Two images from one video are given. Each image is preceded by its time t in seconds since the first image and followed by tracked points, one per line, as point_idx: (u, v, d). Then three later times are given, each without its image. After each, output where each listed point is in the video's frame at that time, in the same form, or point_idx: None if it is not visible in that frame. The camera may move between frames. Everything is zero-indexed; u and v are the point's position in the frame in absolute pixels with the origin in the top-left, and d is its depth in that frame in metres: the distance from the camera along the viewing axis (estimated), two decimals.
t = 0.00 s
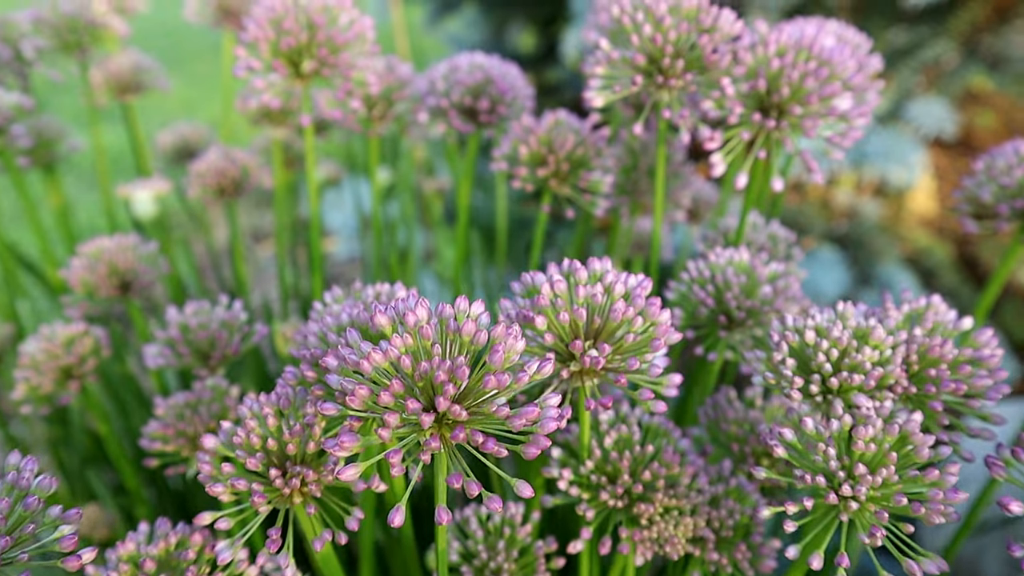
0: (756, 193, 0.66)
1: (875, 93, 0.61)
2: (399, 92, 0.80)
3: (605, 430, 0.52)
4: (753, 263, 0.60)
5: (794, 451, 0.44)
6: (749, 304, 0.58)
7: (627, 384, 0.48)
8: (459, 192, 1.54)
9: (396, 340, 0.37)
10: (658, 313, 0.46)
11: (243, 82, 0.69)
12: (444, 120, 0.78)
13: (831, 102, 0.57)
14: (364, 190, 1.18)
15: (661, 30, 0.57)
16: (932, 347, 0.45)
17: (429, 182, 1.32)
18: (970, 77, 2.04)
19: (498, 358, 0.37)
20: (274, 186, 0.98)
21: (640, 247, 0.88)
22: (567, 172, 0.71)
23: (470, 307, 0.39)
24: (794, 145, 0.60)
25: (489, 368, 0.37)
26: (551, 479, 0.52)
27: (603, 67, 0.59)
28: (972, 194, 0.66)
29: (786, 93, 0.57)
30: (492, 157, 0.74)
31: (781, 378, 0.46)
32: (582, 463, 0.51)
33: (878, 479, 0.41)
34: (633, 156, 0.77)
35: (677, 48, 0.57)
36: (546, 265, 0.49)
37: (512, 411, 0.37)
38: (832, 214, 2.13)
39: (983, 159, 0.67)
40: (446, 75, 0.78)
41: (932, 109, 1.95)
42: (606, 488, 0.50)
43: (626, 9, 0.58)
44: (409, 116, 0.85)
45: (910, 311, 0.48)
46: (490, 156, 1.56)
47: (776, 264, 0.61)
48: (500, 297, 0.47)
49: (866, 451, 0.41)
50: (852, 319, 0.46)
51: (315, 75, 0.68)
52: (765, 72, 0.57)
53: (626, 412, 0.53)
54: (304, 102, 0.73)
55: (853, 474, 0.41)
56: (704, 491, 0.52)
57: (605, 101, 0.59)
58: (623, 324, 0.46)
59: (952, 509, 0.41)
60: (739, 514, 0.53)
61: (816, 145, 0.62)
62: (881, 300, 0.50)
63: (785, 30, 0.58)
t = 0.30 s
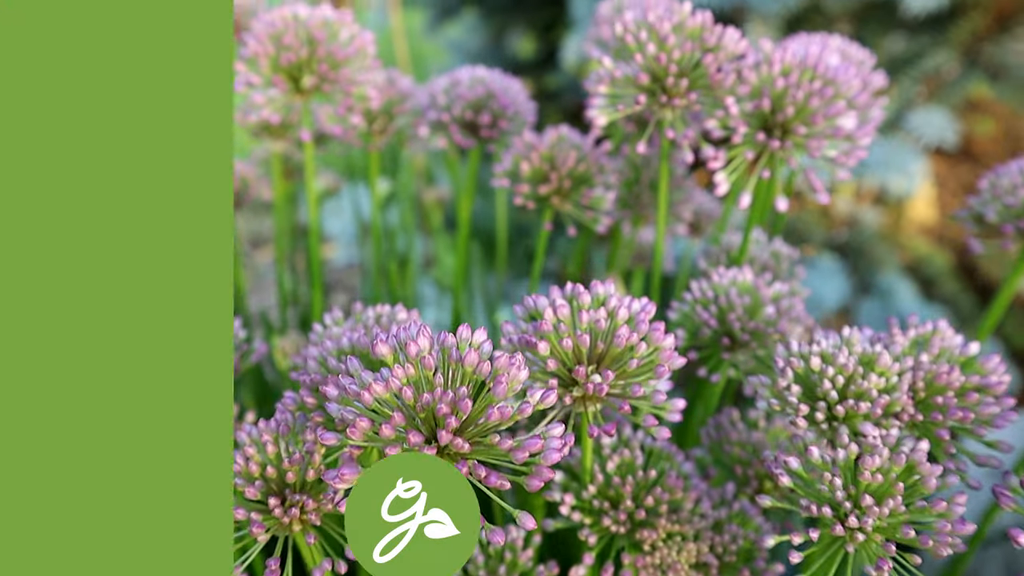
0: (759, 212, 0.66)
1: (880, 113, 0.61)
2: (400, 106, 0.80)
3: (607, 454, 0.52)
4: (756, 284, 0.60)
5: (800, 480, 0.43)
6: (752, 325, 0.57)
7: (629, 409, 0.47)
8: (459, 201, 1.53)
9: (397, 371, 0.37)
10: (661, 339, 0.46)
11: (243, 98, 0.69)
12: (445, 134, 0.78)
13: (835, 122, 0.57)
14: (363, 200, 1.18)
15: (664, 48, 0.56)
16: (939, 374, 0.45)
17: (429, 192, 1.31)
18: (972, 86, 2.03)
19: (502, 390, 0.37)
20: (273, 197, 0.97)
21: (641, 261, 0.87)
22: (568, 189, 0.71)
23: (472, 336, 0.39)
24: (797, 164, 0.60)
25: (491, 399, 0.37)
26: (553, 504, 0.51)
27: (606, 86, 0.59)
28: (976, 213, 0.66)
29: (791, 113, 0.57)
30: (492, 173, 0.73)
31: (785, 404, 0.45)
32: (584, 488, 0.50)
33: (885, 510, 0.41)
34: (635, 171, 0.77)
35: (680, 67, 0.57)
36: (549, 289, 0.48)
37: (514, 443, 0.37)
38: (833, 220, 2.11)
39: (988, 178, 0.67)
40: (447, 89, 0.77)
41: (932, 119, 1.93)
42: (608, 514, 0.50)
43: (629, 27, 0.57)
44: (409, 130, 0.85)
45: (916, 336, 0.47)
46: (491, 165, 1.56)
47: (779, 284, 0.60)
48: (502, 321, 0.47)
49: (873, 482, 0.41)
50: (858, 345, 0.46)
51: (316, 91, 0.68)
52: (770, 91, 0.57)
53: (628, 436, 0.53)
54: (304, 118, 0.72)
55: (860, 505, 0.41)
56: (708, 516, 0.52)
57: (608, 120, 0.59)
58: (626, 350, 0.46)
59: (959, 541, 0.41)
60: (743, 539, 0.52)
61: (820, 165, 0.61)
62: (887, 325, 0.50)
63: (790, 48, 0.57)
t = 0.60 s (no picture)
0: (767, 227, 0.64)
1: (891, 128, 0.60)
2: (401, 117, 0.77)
3: (612, 478, 0.51)
4: (764, 302, 0.58)
5: (812, 508, 0.42)
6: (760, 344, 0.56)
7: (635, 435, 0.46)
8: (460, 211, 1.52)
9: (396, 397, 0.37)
10: (669, 361, 0.44)
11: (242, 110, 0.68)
12: (446, 146, 0.77)
13: (845, 137, 0.56)
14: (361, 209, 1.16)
15: (672, 62, 0.56)
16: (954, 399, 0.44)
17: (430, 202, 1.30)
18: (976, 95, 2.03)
19: (505, 420, 0.36)
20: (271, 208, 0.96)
21: (644, 272, 0.86)
22: (572, 202, 0.70)
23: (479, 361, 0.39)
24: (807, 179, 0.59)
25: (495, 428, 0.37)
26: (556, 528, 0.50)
27: (612, 99, 0.58)
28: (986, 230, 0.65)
29: (800, 128, 0.56)
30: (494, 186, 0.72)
31: (796, 430, 0.44)
32: (588, 513, 0.49)
33: (902, 542, 0.39)
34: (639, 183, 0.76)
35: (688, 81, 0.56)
36: (553, 308, 0.47)
37: (517, 474, 0.36)
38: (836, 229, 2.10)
39: (1000, 196, 0.66)
40: (448, 100, 0.76)
41: (937, 128, 1.92)
42: (613, 540, 0.49)
43: (636, 40, 0.56)
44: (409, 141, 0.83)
45: (930, 359, 0.46)
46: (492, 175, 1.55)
47: (788, 302, 0.59)
48: (504, 342, 0.46)
49: (888, 512, 0.40)
50: (871, 369, 0.44)
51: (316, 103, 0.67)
52: (779, 105, 0.56)
53: (633, 459, 0.51)
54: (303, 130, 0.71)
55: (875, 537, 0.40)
56: (716, 541, 0.50)
57: (614, 134, 0.58)
58: (632, 373, 0.44)
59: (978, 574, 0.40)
60: (751, 565, 0.51)
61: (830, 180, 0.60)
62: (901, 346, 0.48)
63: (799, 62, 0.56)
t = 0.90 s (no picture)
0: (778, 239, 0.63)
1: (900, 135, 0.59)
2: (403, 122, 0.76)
3: (615, 495, 0.49)
4: (772, 313, 0.57)
5: (824, 531, 0.41)
6: (768, 357, 0.55)
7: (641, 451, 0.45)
8: (464, 216, 1.51)
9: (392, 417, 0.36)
10: (675, 377, 0.43)
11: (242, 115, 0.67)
12: (448, 152, 0.75)
13: (856, 144, 0.55)
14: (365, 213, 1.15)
15: (679, 68, 0.54)
16: (971, 418, 0.42)
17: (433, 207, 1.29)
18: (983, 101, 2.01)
19: (507, 439, 0.35)
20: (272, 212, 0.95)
21: (650, 280, 0.85)
22: (576, 210, 0.69)
23: (480, 374, 0.38)
24: (816, 187, 0.57)
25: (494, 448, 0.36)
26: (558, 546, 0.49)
27: (618, 105, 0.56)
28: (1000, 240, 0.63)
29: (810, 136, 0.54)
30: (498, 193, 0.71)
31: (806, 448, 0.43)
32: (591, 530, 0.47)
33: (916, 567, 0.38)
34: (644, 189, 0.74)
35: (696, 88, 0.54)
36: (556, 321, 0.45)
37: (517, 496, 0.35)
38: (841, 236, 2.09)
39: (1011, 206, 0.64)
40: (451, 105, 0.75)
41: (943, 135, 1.91)
42: (616, 559, 0.47)
43: (642, 45, 0.55)
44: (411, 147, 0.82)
45: (943, 375, 0.45)
46: (495, 180, 1.53)
47: (797, 313, 0.58)
48: (506, 355, 0.45)
49: (903, 536, 0.38)
50: (884, 386, 0.43)
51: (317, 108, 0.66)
52: (788, 113, 0.54)
53: (637, 475, 0.50)
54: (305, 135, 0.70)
55: (890, 562, 0.38)
56: (721, 560, 0.49)
57: (620, 140, 0.57)
58: (637, 389, 0.43)
59: None
60: None
61: (840, 191, 0.59)
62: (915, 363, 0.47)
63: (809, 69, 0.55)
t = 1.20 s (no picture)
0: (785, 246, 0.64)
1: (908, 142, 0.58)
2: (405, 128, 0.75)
3: (622, 505, 0.49)
4: (779, 322, 0.56)
5: (833, 543, 0.41)
6: (774, 366, 0.55)
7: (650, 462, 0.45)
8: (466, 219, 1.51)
9: (403, 432, 0.36)
10: (685, 388, 0.43)
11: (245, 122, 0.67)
12: (452, 157, 0.75)
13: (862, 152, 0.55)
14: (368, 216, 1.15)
15: (687, 76, 0.54)
16: (982, 430, 0.42)
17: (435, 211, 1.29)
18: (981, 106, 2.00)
19: (519, 451, 0.35)
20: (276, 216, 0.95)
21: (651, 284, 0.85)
22: (580, 216, 0.68)
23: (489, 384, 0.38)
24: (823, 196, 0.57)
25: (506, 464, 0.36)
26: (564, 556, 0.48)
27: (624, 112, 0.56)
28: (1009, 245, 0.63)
29: (816, 144, 0.55)
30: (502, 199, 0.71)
31: (816, 459, 0.43)
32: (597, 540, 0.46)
33: None
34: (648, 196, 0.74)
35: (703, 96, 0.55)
36: (564, 329, 0.45)
37: (529, 514, 0.35)
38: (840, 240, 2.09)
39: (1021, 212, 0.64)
40: (454, 110, 0.74)
41: (943, 139, 1.86)
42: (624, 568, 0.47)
43: (649, 52, 0.54)
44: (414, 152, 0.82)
45: (954, 386, 0.44)
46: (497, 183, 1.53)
47: (803, 321, 0.58)
48: (514, 364, 0.44)
49: (914, 549, 0.38)
50: (894, 397, 0.43)
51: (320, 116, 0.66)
52: (795, 121, 0.54)
53: (643, 483, 0.49)
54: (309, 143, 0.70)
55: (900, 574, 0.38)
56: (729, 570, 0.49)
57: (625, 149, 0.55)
58: (647, 400, 0.43)
59: None
60: None
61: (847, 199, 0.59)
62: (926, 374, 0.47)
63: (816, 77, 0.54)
